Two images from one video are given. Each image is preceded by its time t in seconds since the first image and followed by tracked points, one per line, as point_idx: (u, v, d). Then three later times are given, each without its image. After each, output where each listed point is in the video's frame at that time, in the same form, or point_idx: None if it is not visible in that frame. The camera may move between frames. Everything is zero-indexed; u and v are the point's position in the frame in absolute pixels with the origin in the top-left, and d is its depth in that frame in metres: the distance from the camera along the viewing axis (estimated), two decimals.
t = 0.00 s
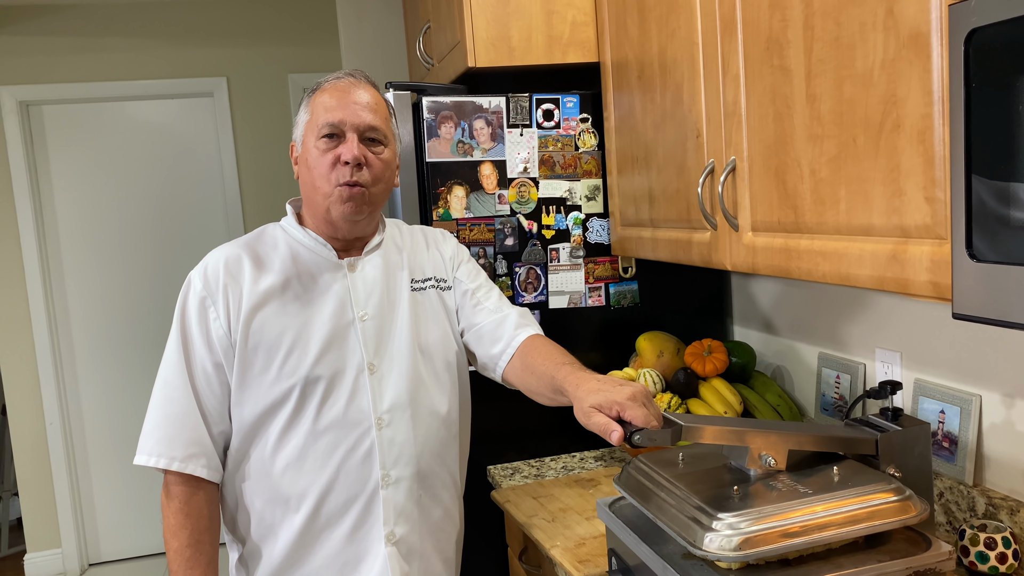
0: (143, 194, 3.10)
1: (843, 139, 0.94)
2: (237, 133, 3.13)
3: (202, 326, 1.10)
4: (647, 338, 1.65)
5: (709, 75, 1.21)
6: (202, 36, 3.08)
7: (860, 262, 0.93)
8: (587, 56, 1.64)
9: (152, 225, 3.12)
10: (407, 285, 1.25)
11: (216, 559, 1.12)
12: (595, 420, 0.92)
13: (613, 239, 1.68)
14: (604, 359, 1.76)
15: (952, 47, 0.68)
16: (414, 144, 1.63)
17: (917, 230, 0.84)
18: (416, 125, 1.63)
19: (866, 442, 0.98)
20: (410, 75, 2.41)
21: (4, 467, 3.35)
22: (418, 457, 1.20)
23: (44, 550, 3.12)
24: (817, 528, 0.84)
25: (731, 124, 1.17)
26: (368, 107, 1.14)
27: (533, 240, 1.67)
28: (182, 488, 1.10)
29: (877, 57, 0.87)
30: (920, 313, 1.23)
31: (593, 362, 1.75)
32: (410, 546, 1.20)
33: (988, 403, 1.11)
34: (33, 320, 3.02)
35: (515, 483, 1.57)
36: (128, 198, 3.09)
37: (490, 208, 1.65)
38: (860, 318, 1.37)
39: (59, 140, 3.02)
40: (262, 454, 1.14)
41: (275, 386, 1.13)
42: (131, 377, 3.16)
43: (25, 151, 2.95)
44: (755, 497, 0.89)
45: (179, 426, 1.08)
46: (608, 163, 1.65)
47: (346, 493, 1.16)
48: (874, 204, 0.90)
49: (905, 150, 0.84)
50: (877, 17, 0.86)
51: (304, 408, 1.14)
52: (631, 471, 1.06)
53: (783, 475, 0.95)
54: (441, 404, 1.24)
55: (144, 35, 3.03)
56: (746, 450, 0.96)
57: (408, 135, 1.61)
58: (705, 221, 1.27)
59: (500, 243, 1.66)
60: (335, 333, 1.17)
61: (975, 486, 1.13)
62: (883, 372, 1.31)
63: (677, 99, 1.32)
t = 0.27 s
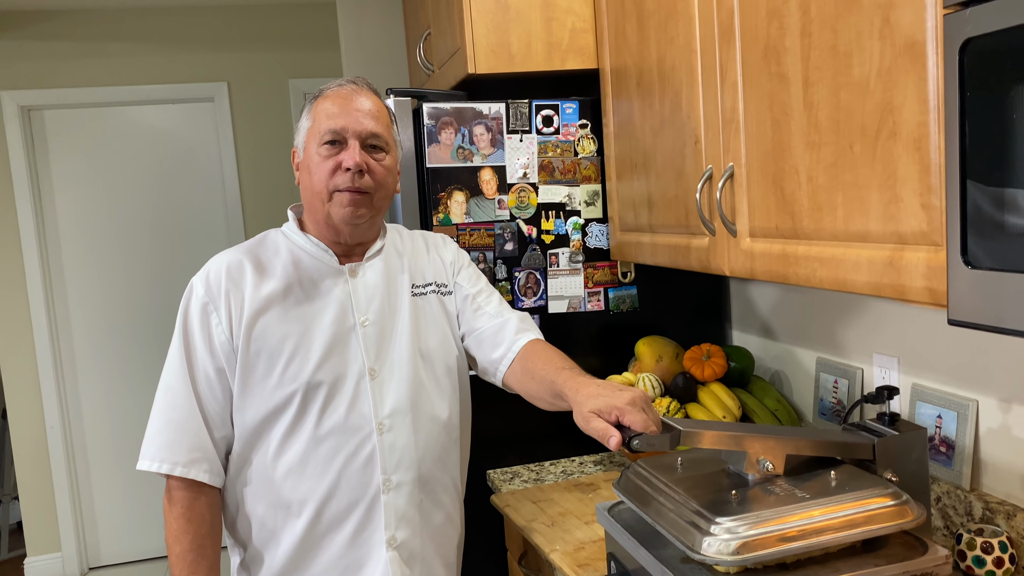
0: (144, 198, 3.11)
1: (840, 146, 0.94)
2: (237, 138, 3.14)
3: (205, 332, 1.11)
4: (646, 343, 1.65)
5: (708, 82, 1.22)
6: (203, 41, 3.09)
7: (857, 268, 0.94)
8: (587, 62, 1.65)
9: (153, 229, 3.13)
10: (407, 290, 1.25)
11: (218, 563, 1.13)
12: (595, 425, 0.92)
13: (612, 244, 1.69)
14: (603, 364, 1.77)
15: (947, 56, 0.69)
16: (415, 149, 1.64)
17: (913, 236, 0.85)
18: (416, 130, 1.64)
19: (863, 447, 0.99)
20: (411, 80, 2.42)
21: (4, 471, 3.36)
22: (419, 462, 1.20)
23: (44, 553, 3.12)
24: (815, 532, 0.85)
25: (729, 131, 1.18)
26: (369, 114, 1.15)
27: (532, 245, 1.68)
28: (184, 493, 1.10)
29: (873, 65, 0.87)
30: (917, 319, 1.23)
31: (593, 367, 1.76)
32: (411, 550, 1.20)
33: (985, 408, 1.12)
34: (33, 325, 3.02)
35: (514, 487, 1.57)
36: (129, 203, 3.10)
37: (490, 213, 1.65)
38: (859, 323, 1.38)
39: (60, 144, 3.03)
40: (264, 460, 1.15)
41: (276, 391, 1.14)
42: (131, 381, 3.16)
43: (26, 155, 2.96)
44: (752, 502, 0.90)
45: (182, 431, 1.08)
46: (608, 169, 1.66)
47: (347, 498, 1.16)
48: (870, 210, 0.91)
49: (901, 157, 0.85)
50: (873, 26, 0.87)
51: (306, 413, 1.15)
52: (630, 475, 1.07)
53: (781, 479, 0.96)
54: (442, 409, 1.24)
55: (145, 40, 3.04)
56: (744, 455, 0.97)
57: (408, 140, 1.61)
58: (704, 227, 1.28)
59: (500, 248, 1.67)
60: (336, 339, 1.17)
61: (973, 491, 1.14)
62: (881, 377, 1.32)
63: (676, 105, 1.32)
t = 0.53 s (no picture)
0: (143, 201, 3.11)
1: (838, 150, 0.95)
2: (236, 141, 3.14)
3: (202, 335, 1.11)
4: (644, 346, 1.65)
5: (706, 86, 1.23)
6: (202, 44, 3.10)
7: (854, 271, 0.94)
8: (585, 66, 1.65)
9: (151, 232, 3.13)
10: (405, 293, 1.26)
11: (216, 567, 1.12)
12: (592, 428, 0.92)
13: (611, 247, 1.69)
14: (601, 367, 1.77)
15: (943, 59, 0.69)
16: (414, 153, 1.64)
17: (911, 239, 0.85)
18: (415, 134, 1.65)
19: (861, 450, 0.99)
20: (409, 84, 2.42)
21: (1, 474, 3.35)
22: (418, 465, 1.20)
23: (42, 557, 3.11)
24: (813, 535, 0.85)
25: (727, 134, 1.18)
26: (366, 118, 1.15)
27: (531, 248, 1.68)
28: (183, 496, 1.10)
29: (870, 69, 0.88)
30: (915, 322, 1.24)
31: (591, 370, 1.76)
32: (410, 553, 1.20)
33: (982, 411, 1.12)
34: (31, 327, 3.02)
35: (512, 491, 1.57)
36: (128, 206, 3.10)
37: (489, 216, 1.65)
38: (857, 326, 1.38)
39: (59, 147, 3.03)
40: (262, 463, 1.15)
41: (274, 395, 1.14)
42: (129, 384, 3.16)
43: (24, 158, 2.96)
44: (750, 504, 0.90)
45: (179, 434, 1.08)
46: (606, 172, 1.66)
47: (345, 502, 1.16)
48: (868, 213, 0.91)
49: (899, 161, 0.85)
50: (870, 30, 0.87)
51: (304, 417, 1.15)
52: (628, 478, 1.07)
53: (778, 482, 0.96)
54: (440, 412, 1.24)
55: (144, 43, 3.05)
56: (742, 457, 0.97)
57: (407, 143, 1.62)
58: (702, 230, 1.28)
59: (498, 251, 1.67)
60: (334, 342, 1.17)
61: (970, 494, 1.14)
62: (879, 380, 1.32)
63: (675, 108, 1.33)
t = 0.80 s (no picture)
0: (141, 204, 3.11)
1: (832, 153, 0.95)
2: (234, 144, 3.14)
3: (197, 335, 1.11)
4: (640, 349, 1.66)
5: (702, 89, 1.23)
6: (200, 47, 3.10)
7: (849, 274, 0.95)
8: (582, 69, 1.66)
9: (149, 235, 3.13)
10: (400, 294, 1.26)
11: (211, 568, 1.12)
12: (588, 431, 0.92)
13: (608, 249, 1.69)
14: (598, 370, 1.77)
15: (936, 63, 0.70)
16: (411, 155, 1.64)
17: (905, 242, 0.86)
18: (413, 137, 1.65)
19: (856, 452, 0.99)
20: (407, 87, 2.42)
21: None
22: (413, 465, 1.20)
23: (39, 560, 3.10)
24: (808, 536, 0.85)
25: (723, 137, 1.18)
26: (358, 120, 1.15)
27: (528, 251, 1.69)
28: (177, 498, 1.10)
29: (865, 72, 0.88)
30: (910, 324, 1.24)
31: (589, 373, 1.76)
32: (406, 553, 1.20)
33: (977, 413, 1.12)
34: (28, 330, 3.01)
35: (510, 493, 1.57)
36: (126, 208, 3.10)
37: (486, 219, 1.66)
38: (853, 329, 1.39)
39: (57, 149, 3.03)
40: (257, 463, 1.15)
41: (269, 396, 1.14)
42: (126, 387, 3.15)
43: (22, 161, 2.96)
44: (746, 506, 0.90)
45: (175, 435, 1.08)
46: (603, 175, 1.67)
47: (341, 502, 1.16)
48: (863, 216, 0.92)
49: (893, 164, 0.86)
50: (865, 34, 0.88)
51: (299, 417, 1.15)
52: (624, 481, 1.07)
53: (774, 484, 0.96)
54: (436, 413, 1.24)
55: (142, 46, 3.05)
56: (738, 459, 0.97)
57: (405, 146, 1.62)
58: (698, 232, 1.28)
59: (495, 254, 1.67)
60: (329, 342, 1.18)
61: (965, 496, 1.14)
62: (875, 383, 1.32)
63: (671, 111, 1.33)
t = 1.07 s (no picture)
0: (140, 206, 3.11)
1: (830, 156, 0.96)
2: (233, 146, 3.14)
3: (194, 340, 1.11)
4: (638, 352, 1.66)
5: (700, 92, 1.23)
6: (199, 49, 3.10)
7: (846, 277, 0.95)
8: (580, 73, 1.66)
9: (148, 237, 3.13)
10: (396, 298, 1.26)
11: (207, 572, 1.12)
12: (587, 436, 0.93)
13: (606, 252, 1.69)
14: (597, 372, 1.77)
15: (933, 67, 0.70)
16: (410, 158, 1.64)
17: (902, 245, 0.86)
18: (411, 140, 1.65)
19: (853, 454, 0.99)
20: (406, 89, 2.43)
21: None
22: (408, 470, 1.20)
23: (36, 563, 3.10)
24: (805, 539, 0.85)
25: (721, 141, 1.19)
26: (355, 123, 1.15)
27: (526, 254, 1.69)
28: (175, 502, 1.10)
29: (862, 76, 0.89)
30: (908, 327, 1.24)
31: (587, 375, 1.76)
32: (400, 557, 1.20)
33: (974, 416, 1.13)
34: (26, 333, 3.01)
35: (508, 496, 1.57)
36: (124, 211, 3.10)
37: (485, 222, 1.66)
38: (850, 332, 1.39)
39: (55, 152, 3.03)
40: (253, 467, 1.15)
41: (265, 399, 1.14)
42: (124, 390, 3.15)
43: (20, 163, 2.96)
44: (744, 509, 0.90)
45: (172, 440, 1.08)
46: (601, 178, 1.67)
47: (336, 506, 1.16)
48: (860, 219, 0.92)
49: (890, 167, 0.86)
50: (862, 38, 0.88)
51: (295, 421, 1.15)
52: (622, 483, 1.07)
53: (772, 487, 0.96)
54: (431, 417, 1.24)
55: (141, 48, 3.05)
56: (735, 462, 0.97)
57: (403, 149, 1.62)
58: (696, 235, 1.28)
59: (494, 256, 1.67)
60: (325, 347, 1.18)
61: (963, 499, 1.14)
62: (873, 385, 1.33)
63: (669, 115, 1.34)
